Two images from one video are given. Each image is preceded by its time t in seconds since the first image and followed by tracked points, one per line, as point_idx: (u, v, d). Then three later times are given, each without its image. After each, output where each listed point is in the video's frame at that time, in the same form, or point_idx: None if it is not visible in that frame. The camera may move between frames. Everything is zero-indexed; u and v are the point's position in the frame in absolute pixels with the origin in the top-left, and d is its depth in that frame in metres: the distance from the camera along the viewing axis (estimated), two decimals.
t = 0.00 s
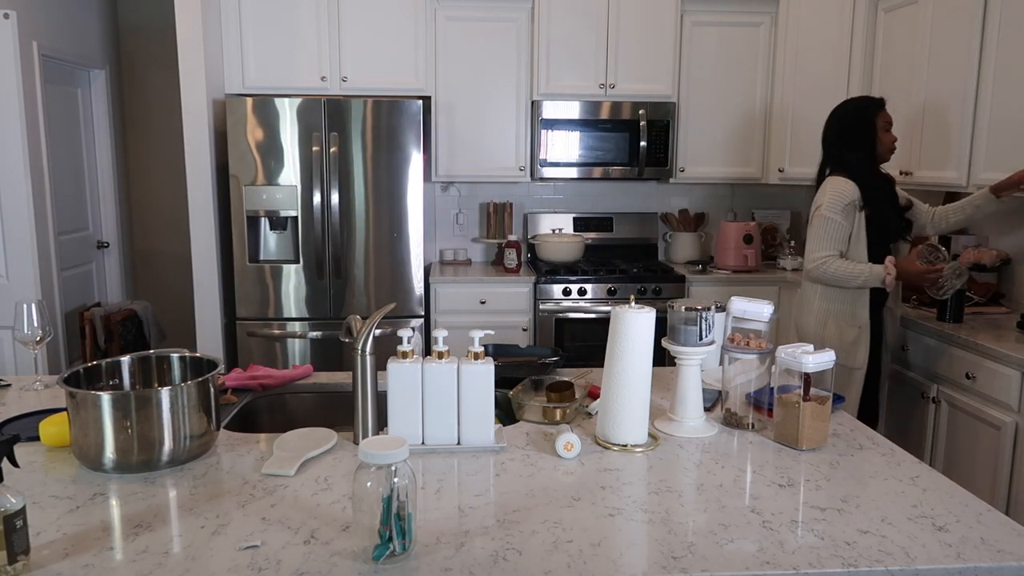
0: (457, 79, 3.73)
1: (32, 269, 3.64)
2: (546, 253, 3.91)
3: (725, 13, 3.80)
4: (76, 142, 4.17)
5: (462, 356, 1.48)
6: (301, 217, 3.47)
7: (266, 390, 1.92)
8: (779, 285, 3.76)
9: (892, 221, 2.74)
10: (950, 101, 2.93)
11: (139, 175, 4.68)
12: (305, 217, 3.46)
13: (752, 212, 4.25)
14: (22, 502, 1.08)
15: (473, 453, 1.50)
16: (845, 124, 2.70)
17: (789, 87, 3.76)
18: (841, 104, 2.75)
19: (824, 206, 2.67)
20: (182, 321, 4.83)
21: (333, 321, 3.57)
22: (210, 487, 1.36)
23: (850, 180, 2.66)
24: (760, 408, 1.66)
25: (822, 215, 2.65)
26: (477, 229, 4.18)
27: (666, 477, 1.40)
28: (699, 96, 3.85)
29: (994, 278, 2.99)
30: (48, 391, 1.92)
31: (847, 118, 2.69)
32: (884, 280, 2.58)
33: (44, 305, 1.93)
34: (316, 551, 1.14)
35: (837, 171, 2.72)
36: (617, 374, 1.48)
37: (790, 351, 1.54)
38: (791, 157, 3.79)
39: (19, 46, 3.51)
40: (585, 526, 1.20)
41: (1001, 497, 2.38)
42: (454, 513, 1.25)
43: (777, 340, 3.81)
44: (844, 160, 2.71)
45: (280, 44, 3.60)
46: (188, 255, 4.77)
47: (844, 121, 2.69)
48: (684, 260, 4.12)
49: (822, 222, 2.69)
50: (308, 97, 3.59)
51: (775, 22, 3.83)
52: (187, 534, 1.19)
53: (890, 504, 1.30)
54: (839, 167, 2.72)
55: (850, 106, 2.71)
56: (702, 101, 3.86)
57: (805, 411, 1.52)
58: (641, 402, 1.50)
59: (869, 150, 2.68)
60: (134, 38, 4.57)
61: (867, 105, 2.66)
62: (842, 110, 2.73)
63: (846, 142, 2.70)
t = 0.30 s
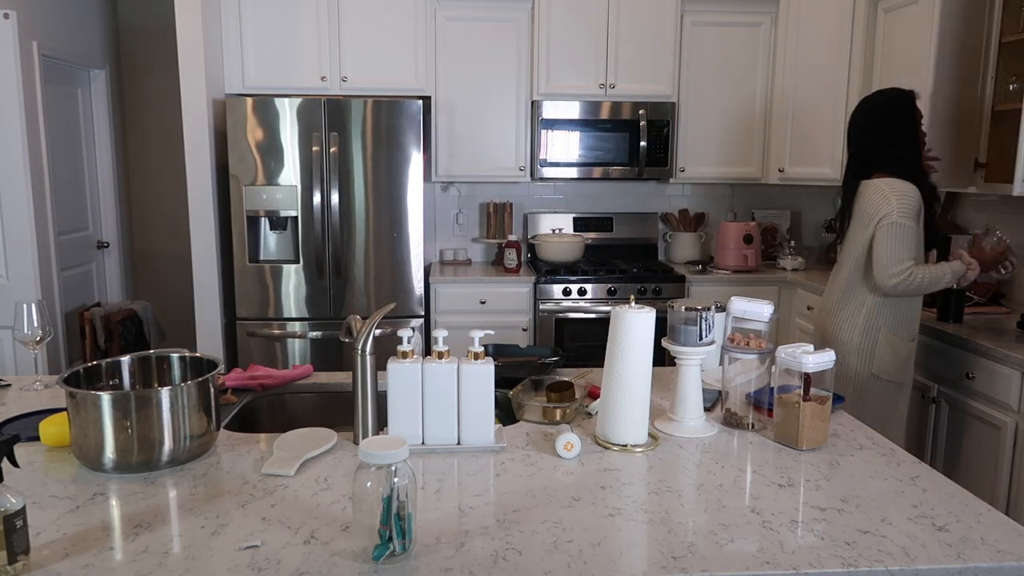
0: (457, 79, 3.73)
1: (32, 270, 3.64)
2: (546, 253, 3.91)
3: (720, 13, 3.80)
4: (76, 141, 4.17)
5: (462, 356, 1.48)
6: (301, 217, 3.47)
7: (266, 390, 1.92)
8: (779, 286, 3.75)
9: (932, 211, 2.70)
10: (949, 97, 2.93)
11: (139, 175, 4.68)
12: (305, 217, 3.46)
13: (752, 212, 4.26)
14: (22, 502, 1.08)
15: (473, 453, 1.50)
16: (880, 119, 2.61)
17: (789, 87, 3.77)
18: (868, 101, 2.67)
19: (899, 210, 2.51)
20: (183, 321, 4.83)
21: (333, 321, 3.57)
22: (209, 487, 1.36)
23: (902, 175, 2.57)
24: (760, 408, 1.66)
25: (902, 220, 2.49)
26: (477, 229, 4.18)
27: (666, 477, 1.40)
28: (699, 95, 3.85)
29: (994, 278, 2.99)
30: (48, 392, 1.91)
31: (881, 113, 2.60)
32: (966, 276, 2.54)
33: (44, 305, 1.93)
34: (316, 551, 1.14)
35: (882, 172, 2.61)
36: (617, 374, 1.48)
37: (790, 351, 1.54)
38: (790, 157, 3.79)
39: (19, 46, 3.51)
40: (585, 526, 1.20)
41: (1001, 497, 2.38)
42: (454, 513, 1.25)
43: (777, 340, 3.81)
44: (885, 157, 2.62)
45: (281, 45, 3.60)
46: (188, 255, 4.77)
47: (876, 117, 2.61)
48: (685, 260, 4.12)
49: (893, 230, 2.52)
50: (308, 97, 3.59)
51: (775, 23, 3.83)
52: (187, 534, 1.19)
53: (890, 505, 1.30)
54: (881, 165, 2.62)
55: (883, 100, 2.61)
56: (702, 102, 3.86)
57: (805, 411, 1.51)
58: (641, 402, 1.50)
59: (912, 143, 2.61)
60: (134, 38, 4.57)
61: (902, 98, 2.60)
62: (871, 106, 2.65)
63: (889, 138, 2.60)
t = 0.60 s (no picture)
0: (457, 78, 3.73)
1: (32, 270, 3.64)
2: (546, 253, 3.91)
3: (721, 13, 3.80)
4: (76, 141, 4.17)
5: (462, 356, 1.48)
6: (301, 217, 3.47)
7: (266, 390, 1.92)
8: (779, 286, 3.75)
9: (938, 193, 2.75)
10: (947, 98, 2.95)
11: (139, 174, 4.68)
12: (305, 218, 3.46)
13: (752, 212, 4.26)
14: (22, 502, 1.08)
15: (473, 453, 1.50)
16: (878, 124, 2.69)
17: (789, 88, 3.77)
18: (864, 107, 2.75)
19: (940, 185, 2.51)
20: (183, 321, 4.83)
21: (333, 321, 3.57)
22: (209, 487, 1.36)
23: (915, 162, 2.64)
24: (759, 408, 1.66)
25: (947, 193, 2.50)
26: (477, 229, 4.19)
27: (667, 477, 1.40)
28: (699, 95, 3.85)
29: (994, 278, 3.00)
30: (48, 391, 1.91)
31: (881, 115, 2.69)
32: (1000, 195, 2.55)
33: (44, 305, 1.93)
34: (316, 551, 1.14)
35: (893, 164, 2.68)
36: (617, 375, 1.48)
37: (790, 351, 1.54)
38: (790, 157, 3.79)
39: (19, 46, 3.51)
40: (585, 526, 1.20)
41: (1001, 497, 2.39)
42: (454, 513, 1.25)
43: (777, 340, 3.81)
44: (891, 156, 2.69)
45: (281, 45, 3.60)
46: (188, 255, 4.77)
47: (874, 122, 2.69)
48: (685, 260, 4.12)
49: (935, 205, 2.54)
50: (309, 97, 3.59)
51: (775, 23, 3.83)
52: (187, 534, 1.19)
53: (890, 504, 1.30)
54: (887, 164, 2.70)
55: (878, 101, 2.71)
56: (702, 102, 3.86)
57: (805, 411, 1.51)
58: (641, 403, 1.50)
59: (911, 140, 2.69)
60: (134, 38, 4.57)
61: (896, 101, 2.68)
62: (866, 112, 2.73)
63: (893, 137, 2.68)
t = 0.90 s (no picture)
0: (457, 78, 3.73)
1: (32, 270, 3.64)
2: (546, 253, 3.91)
3: (721, 13, 3.80)
4: (76, 141, 4.17)
5: (462, 356, 1.48)
6: (301, 217, 3.47)
7: (265, 390, 1.92)
8: (779, 286, 3.75)
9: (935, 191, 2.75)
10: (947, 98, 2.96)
11: (139, 174, 4.68)
12: (305, 218, 3.46)
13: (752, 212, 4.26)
14: (22, 502, 1.08)
15: (473, 453, 1.50)
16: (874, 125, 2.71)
17: (789, 88, 3.77)
18: (862, 110, 2.78)
19: (942, 168, 2.50)
20: (183, 321, 4.83)
21: (333, 321, 3.57)
22: (209, 487, 1.36)
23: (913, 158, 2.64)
24: (760, 408, 1.66)
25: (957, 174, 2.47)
26: (477, 229, 4.19)
27: (667, 477, 1.40)
28: (699, 96, 3.85)
29: (994, 278, 3.00)
30: (48, 392, 1.91)
31: (878, 117, 2.72)
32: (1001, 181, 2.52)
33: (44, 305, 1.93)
34: (316, 551, 1.14)
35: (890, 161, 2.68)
36: (617, 375, 1.48)
37: (790, 351, 1.54)
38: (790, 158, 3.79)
39: (19, 46, 3.51)
40: (585, 526, 1.20)
41: (1001, 498, 2.39)
42: (454, 513, 1.25)
43: (777, 340, 3.80)
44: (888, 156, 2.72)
45: (281, 45, 3.60)
46: (188, 255, 4.77)
47: (871, 123, 2.72)
48: (685, 260, 4.12)
49: (938, 190, 2.53)
50: (309, 98, 3.59)
51: (775, 23, 3.83)
52: (187, 534, 1.19)
53: (890, 504, 1.30)
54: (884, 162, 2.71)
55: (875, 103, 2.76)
56: (702, 103, 3.86)
57: (805, 411, 1.51)
58: (641, 403, 1.50)
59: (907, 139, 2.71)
60: (135, 38, 4.57)
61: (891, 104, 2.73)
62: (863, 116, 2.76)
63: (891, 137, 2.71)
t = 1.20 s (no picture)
0: (457, 78, 3.73)
1: (32, 270, 3.64)
2: (546, 253, 3.91)
3: (721, 13, 3.80)
4: (76, 141, 4.17)
5: (462, 356, 1.48)
6: (301, 217, 3.47)
7: (265, 390, 1.92)
8: (779, 286, 3.75)
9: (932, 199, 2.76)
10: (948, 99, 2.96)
11: (139, 174, 4.68)
12: (305, 218, 3.46)
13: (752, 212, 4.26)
14: (22, 502, 1.08)
15: (473, 453, 1.50)
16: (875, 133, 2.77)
17: (789, 88, 3.77)
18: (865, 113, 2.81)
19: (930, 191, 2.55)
20: (183, 321, 4.83)
21: (333, 321, 3.57)
22: (209, 488, 1.36)
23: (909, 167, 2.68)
24: (760, 408, 1.66)
25: (972, 216, 2.45)
26: (477, 229, 4.19)
27: (667, 477, 1.40)
28: (699, 96, 3.85)
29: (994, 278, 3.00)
30: (48, 392, 1.91)
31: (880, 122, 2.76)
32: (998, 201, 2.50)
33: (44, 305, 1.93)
34: (316, 551, 1.14)
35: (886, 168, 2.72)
36: (617, 375, 1.48)
37: (790, 351, 1.54)
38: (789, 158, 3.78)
39: (18, 46, 3.50)
40: (585, 526, 1.20)
41: (1001, 498, 2.39)
42: (454, 513, 1.25)
43: (777, 340, 3.81)
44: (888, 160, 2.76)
45: (281, 45, 3.60)
46: (188, 255, 4.78)
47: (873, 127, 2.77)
48: (685, 260, 4.11)
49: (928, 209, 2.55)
50: (309, 97, 3.59)
51: (775, 23, 3.83)
52: (187, 534, 1.19)
53: (890, 504, 1.30)
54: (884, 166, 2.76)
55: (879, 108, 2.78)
56: (702, 103, 3.86)
57: (805, 411, 1.51)
58: (641, 403, 1.50)
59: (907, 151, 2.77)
60: (135, 38, 4.57)
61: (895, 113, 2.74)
62: (864, 121, 2.81)
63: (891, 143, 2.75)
